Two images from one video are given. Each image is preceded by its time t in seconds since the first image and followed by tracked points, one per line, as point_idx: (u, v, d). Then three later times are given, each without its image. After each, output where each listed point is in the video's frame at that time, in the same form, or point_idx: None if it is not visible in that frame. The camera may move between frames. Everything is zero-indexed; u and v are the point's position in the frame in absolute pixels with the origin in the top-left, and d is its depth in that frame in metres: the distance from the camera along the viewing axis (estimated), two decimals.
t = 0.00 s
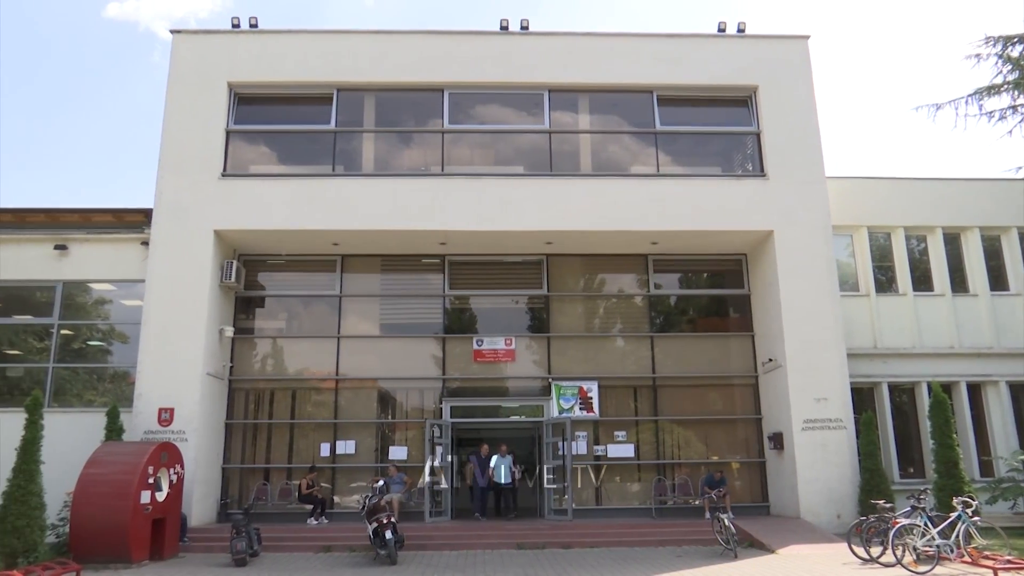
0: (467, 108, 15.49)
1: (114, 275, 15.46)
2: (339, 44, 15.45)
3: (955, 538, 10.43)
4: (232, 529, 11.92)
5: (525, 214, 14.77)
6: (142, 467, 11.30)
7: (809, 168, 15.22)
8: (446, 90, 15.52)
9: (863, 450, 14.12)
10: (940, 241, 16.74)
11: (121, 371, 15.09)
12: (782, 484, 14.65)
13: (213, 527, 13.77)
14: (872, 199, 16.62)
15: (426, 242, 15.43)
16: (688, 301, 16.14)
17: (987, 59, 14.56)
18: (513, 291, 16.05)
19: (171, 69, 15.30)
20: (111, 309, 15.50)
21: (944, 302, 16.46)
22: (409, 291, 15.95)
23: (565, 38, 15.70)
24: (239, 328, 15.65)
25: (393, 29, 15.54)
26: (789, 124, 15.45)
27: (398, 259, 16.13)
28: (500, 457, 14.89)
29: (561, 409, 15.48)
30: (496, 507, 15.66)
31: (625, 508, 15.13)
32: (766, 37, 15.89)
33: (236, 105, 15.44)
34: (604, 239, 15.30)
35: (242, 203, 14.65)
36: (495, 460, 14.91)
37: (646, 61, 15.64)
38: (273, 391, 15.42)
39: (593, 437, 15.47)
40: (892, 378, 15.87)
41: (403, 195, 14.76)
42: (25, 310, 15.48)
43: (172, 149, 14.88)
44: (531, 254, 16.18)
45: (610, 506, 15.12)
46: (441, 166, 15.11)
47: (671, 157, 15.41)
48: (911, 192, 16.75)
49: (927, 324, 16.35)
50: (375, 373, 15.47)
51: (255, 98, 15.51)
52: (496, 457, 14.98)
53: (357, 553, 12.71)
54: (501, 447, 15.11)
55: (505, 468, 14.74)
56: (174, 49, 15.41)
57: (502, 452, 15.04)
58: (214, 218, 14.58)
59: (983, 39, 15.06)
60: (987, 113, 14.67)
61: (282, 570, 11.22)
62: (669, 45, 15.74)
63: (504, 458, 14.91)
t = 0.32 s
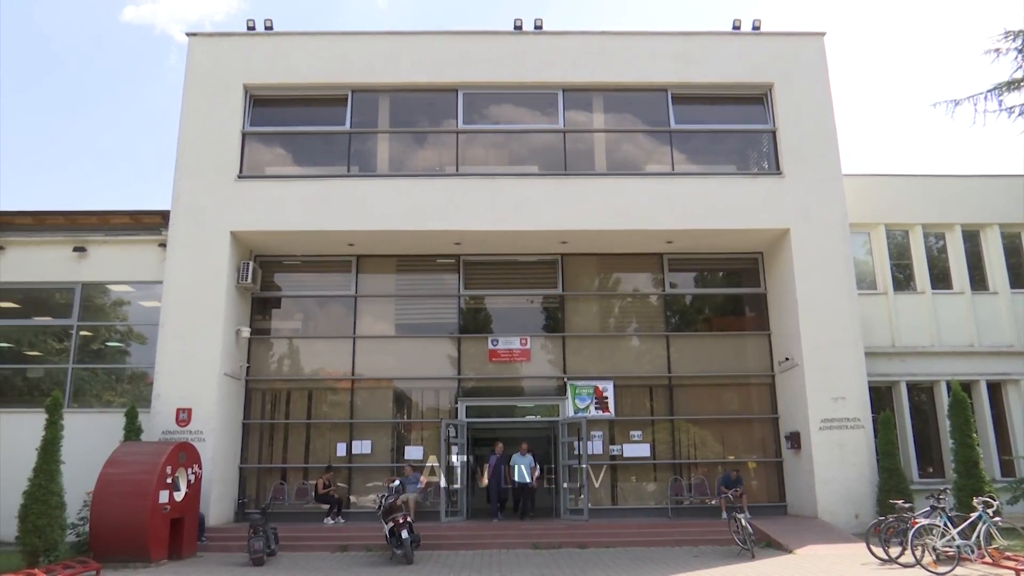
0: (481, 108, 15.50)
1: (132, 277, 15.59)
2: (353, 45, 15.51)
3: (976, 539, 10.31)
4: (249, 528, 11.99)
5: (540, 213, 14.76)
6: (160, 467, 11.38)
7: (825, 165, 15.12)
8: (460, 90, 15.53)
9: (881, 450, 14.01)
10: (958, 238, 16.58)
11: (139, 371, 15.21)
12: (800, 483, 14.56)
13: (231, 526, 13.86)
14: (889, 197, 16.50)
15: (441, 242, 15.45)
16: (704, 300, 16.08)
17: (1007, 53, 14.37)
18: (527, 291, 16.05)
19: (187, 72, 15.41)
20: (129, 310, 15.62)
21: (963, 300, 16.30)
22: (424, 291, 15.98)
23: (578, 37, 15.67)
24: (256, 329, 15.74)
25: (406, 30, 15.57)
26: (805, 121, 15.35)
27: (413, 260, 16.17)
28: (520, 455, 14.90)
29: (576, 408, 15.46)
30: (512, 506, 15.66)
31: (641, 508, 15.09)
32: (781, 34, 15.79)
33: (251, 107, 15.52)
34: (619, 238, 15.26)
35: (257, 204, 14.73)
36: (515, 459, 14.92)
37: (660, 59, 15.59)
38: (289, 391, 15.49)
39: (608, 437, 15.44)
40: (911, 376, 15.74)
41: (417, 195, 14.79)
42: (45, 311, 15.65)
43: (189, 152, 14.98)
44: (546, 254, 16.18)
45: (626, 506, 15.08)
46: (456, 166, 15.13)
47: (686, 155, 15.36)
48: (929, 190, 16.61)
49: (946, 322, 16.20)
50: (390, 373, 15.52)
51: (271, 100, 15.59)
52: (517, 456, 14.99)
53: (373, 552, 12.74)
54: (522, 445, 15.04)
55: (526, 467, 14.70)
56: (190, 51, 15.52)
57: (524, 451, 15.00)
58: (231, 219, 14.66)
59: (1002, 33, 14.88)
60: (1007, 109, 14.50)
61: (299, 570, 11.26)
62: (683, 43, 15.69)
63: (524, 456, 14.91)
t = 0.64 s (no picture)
0: (494, 108, 15.51)
1: (149, 278, 15.71)
2: (367, 46, 15.56)
3: (997, 539, 10.20)
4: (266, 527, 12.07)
5: (553, 213, 14.74)
6: (178, 467, 11.46)
7: (841, 163, 15.01)
8: (473, 91, 15.55)
9: (899, 449, 13.90)
10: (977, 235, 16.42)
11: (156, 372, 15.34)
12: (817, 483, 14.46)
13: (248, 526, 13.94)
14: (906, 194, 16.36)
15: (455, 242, 15.48)
16: (719, 299, 16.02)
17: None
18: (542, 290, 16.05)
19: (203, 75, 15.51)
20: (146, 311, 15.75)
21: (982, 298, 16.13)
22: (439, 291, 16.01)
23: (591, 36, 15.63)
24: (271, 329, 15.83)
25: (419, 31, 15.60)
26: (821, 119, 15.24)
27: (428, 260, 16.20)
28: (540, 455, 14.75)
29: (591, 408, 15.43)
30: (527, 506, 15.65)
31: (656, 507, 15.04)
32: (796, 31, 15.69)
33: (266, 109, 15.60)
34: (634, 237, 15.22)
35: (272, 206, 14.80)
36: (535, 459, 14.76)
37: (674, 57, 15.53)
38: (305, 391, 15.56)
39: (623, 436, 15.41)
40: (929, 375, 15.59)
41: (431, 196, 14.82)
42: (64, 312, 15.82)
43: (204, 154, 15.08)
44: (560, 253, 16.17)
45: (641, 506, 15.03)
46: (470, 167, 15.15)
47: (700, 153, 15.29)
48: (947, 187, 16.45)
49: (965, 320, 16.04)
50: (405, 373, 15.55)
51: (285, 101, 15.67)
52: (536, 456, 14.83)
53: (388, 552, 12.78)
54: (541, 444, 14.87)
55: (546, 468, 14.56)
56: (205, 54, 15.62)
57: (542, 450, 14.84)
58: (246, 221, 14.75)
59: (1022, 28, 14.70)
60: None
61: (316, 569, 11.32)
62: (697, 41, 15.61)
63: (544, 455, 14.77)
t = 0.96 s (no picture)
0: (510, 107, 15.52)
1: (168, 280, 15.84)
2: (382, 47, 15.61)
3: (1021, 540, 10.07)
4: (285, 527, 12.14)
5: (569, 212, 14.72)
6: (197, 467, 11.54)
7: (860, 160, 14.88)
8: (488, 91, 15.56)
9: (920, 448, 13.76)
10: (999, 232, 16.23)
11: (175, 373, 15.47)
12: (836, 482, 14.34)
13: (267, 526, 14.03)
14: (926, 191, 16.21)
15: (471, 242, 15.50)
16: (736, 297, 15.94)
17: None
18: (558, 290, 16.04)
19: (220, 77, 15.63)
20: (166, 312, 15.89)
21: (1004, 295, 15.94)
22: (455, 291, 16.04)
23: (606, 35, 15.59)
24: (289, 330, 15.92)
25: (435, 31, 15.64)
26: (838, 115, 15.12)
27: (444, 260, 16.23)
28: (560, 454, 14.77)
29: (608, 407, 15.40)
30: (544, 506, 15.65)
31: (674, 507, 14.99)
32: (813, 28, 15.57)
33: (283, 111, 15.69)
34: (650, 236, 15.18)
35: (289, 207, 14.89)
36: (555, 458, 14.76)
37: (690, 55, 15.46)
38: (322, 391, 15.63)
39: (641, 436, 15.37)
40: (950, 374, 15.41)
41: (447, 196, 14.84)
42: (85, 314, 15.99)
43: (222, 156, 15.19)
44: (576, 253, 16.15)
45: (659, 505, 14.98)
46: (485, 166, 15.17)
47: (717, 151, 15.22)
48: (968, 183, 16.27)
49: (986, 317, 15.86)
50: (422, 373, 15.59)
51: (302, 103, 15.75)
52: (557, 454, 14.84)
53: (406, 551, 12.81)
54: (561, 443, 14.87)
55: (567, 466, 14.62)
56: (222, 57, 15.73)
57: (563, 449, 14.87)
58: (263, 222, 14.85)
59: None
60: None
61: (334, 569, 11.38)
62: (713, 38, 15.53)
63: (565, 454, 14.79)
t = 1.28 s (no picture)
0: (524, 107, 15.52)
1: (186, 281, 15.96)
2: (397, 48, 15.66)
3: None
4: (303, 526, 12.20)
5: (584, 211, 14.70)
6: (215, 467, 11.61)
7: (878, 157, 14.76)
8: (503, 90, 15.57)
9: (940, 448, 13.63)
10: (1020, 229, 16.05)
11: (193, 373, 15.60)
12: (855, 482, 14.24)
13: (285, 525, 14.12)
14: (945, 188, 16.07)
15: (487, 242, 15.52)
16: (752, 296, 15.86)
17: None
18: (574, 289, 16.02)
19: (236, 79, 15.73)
20: (184, 313, 16.01)
21: None
22: (470, 291, 16.06)
23: (621, 33, 15.56)
24: (306, 330, 16.00)
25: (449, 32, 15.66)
26: (856, 112, 15.01)
27: (459, 260, 16.26)
28: (584, 453, 14.51)
29: (624, 407, 15.37)
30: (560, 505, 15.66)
31: (691, 507, 14.94)
32: (829, 24, 15.46)
33: (298, 112, 15.78)
34: (666, 235, 15.13)
35: (305, 208, 14.97)
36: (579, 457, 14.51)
37: (705, 53, 15.40)
38: (339, 392, 15.70)
39: (657, 435, 15.32)
40: (970, 372, 15.27)
41: (462, 196, 14.86)
42: (104, 315, 16.14)
43: (239, 157, 15.29)
44: (591, 252, 16.12)
45: (675, 505, 14.94)
46: (500, 166, 15.17)
47: (733, 150, 15.15)
48: (988, 180, 16.11)
49: (1007, 315, 15.69)
50: (438, 373, 15.62)
51: (317, 104, 15.83)
52: (580, 453, 14.59)
53: (423, 551, 12.84)
54: (584, 442, 14.61)
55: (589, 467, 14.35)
56: (238, 59, 15.83)
57: (586, 448, 14.60)
58: (280, 223, 14.93)
59: None
60: None
61: (351, 568, 11.42)
62: (728, 36, 15.46)
63: (588, 454, 14.52)
